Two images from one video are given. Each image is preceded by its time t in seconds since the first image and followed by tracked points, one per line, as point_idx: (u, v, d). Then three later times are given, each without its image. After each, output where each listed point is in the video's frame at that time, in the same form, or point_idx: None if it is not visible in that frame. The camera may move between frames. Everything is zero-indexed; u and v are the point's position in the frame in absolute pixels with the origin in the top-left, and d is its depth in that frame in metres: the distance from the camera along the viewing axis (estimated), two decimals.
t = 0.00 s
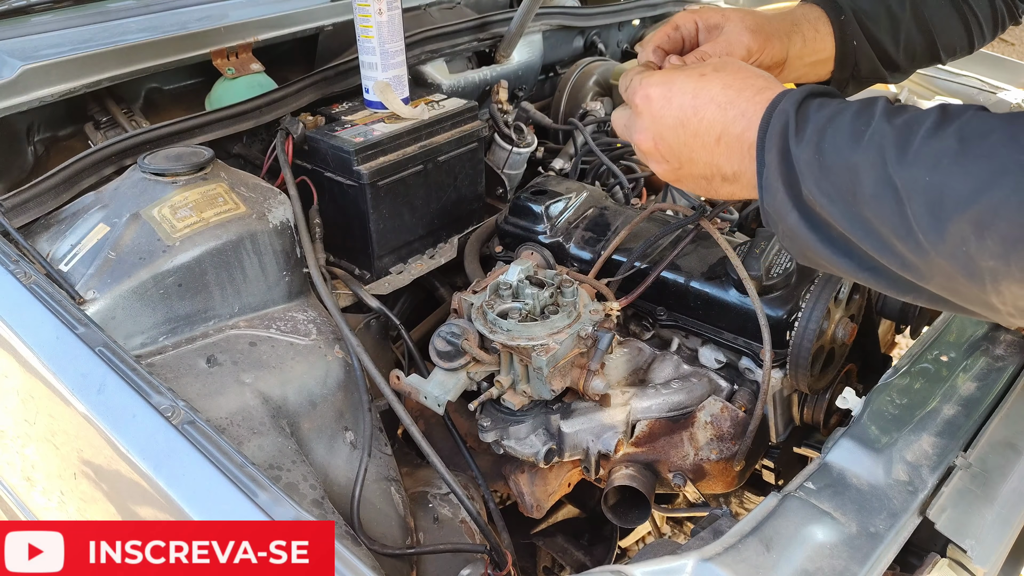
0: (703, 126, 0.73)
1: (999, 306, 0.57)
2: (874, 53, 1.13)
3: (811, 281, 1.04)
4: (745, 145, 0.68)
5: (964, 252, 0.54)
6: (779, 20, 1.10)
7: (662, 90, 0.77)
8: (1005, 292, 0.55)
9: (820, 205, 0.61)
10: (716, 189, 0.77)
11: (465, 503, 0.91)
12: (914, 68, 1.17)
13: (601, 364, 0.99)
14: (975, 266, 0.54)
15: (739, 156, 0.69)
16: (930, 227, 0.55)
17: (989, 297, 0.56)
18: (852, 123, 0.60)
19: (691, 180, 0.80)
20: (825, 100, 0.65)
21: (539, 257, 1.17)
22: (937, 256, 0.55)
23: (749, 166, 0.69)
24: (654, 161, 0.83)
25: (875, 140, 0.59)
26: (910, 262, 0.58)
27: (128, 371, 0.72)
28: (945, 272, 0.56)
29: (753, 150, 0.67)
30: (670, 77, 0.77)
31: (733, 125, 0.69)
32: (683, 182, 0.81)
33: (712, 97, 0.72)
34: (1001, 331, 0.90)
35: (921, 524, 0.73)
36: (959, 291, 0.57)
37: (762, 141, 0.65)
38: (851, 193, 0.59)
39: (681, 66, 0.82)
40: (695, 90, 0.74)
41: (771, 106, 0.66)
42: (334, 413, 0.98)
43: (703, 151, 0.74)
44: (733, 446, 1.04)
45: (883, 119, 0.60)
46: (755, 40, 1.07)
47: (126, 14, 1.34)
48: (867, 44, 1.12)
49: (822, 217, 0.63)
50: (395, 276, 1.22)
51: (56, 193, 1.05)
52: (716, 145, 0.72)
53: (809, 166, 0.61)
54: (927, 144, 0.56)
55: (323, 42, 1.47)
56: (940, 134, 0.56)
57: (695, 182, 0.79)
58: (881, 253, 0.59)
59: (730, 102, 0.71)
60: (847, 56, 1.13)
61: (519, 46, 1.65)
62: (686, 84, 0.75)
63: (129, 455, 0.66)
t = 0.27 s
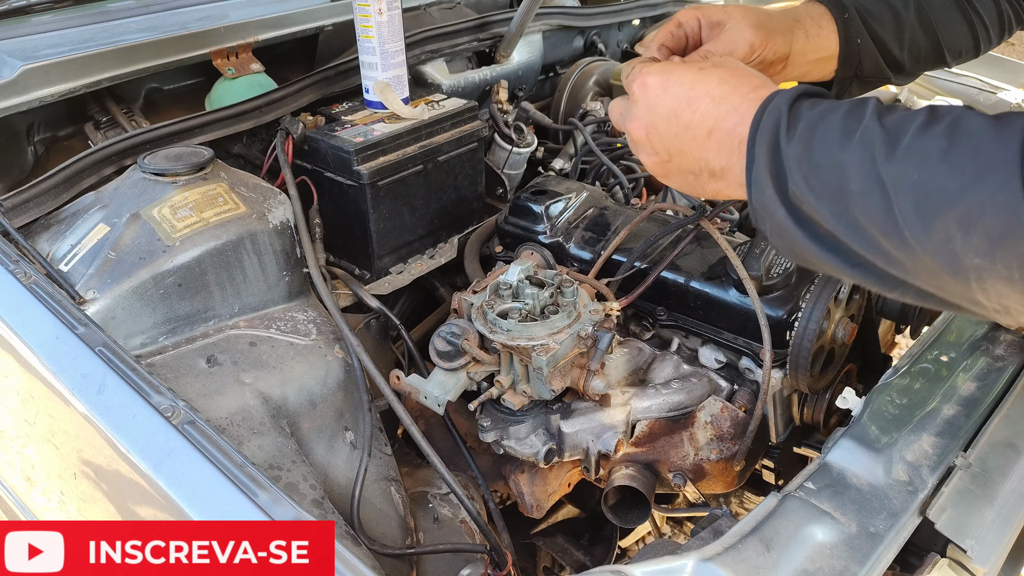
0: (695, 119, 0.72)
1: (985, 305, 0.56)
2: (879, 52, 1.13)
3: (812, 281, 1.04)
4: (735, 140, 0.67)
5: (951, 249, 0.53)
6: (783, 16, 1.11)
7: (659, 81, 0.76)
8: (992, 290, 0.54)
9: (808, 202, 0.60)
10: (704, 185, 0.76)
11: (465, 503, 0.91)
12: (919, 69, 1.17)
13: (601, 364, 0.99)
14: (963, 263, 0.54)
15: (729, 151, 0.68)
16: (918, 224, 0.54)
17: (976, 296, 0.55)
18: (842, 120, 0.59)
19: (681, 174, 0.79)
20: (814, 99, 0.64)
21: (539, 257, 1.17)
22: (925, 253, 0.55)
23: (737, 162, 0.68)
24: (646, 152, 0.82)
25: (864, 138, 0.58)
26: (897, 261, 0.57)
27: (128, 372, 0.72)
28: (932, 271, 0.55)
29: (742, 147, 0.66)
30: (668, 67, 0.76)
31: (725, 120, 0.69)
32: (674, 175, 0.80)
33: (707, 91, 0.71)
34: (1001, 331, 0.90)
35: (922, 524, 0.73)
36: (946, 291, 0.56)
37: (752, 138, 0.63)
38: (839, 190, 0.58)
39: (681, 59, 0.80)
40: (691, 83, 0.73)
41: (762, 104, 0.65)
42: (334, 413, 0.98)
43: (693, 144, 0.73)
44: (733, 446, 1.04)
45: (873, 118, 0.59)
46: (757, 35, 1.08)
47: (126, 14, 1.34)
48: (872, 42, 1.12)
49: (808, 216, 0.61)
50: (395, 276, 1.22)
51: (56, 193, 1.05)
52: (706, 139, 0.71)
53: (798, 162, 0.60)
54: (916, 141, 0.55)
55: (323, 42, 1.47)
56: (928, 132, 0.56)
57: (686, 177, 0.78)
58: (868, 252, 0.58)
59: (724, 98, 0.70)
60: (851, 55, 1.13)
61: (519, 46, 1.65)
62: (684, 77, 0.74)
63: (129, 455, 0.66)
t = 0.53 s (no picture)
0: (692, 108, 0.72)
1: (971, 296, 0.58)
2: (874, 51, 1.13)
3: (812, 282, 1.04)
4: (730, 131, 0.68)
5: (940, 241, 0.55)
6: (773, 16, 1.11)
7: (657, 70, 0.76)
8: (978, 281, 0.56)
9: (801, 194, 0.61)
10: (694, 175, 0.77)
11: (465, 503, 0.91)
12: (916, 73, 1.17)
13: (601, 364, 0.99)
14: (951, 255, 0.55)
15: (724, 141, 0.69)
16: (908, 217, 0.56)
17: (963, 287, 0.57)
18: (835, 112, 0.61)
19: (672, 163, 0.80)
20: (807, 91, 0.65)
21: (539, 257, 1.17)
22: (914, 246, 0.56)
23: (731, 153, 0.69)
24: (639, 139, 0.82)
25: (856, 131, 0.59)
26: (886, 252, 0.58)
27: (128, 372, 0.72)
28: (920, 262, 0.57)
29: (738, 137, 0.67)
30: (666, 56, 0.77)
31: (721, 110, 0.69)
32: (665, 163, 0.81)
33: (705, 81, 0.72)
34: (1001, 331, 0.90)
35: (921, 524, 0.73)
36: (933, 281, 0.58)
37: (747, 129, 0.64)
38: (832, 183, 0.59)
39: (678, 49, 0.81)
40: (688, 72, 0.74)
41: (756, 96, 0.66)
42: (334, 413, 0.98)
43: (687, 133, 0.74)
44: (733, 446, 1.04)
45: (864, 111, 0.60)
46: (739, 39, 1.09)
47: (126, 14, 1.34)
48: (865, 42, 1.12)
49: (801, 206, 0.62)
50: (395, 276, 1.22)
51: (56, 193, 1.05)
52: (701, 129, 0.71)
53: (791, 154, 0.61)
54: (907, 136, 0.57)
55: (323, 42, 1.47)
56: (918, 126, 0.57)
57: (677, 167, 0.79)
58: (859, 243, 0.60)
59: (721, 88, 0.70)
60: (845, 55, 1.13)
61: (519, 46, 1.65)
62: (682, 67, 0.74)
63: (129, 455, 0.66)
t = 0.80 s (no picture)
0: (687, 90, 0.74)
1: (964, 280, 0.59)
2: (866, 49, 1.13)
3: (811, 282, 1.04)
4: (725, 111, 0.69)
5: (936, 225, 0.56)
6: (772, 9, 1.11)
7: (653, 49, 0.77)
8: (972, 265, 0.57)
9: (798, 174, 0.62)
10: (689, 153, 0.79)
11: (465, 503, 0.91)
12: (910, 71, 1.17)
13: (601, 364, 0.99)
14: (946, 239, 0.56)
15: (719, 121, 0.70)
16: (905, 201, 0.56)
17: (956, 272, 0.58)
18: (834, 95, 0.61)
19: (668, 142, 0.82)
20: (806, 72, 0.65)
21: (539, 257, 1.17)
22: (910, 229, 0.57)
23: (725, 132, 0.70)
24: (635, 118, 0.84)
25: (855, 113, 0.60)
26: (881, 235, 0.59)
27: (128, 371, 0.72)
28: (915, 245, 0.58)
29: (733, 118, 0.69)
30: (661, 35, 0.78)
31: (716, 90, 0.70)
32: (660, 142, 0.82)
33: (700, 63, 0.73)
34: (1001, 331, 0.90)
35: (921, 524, 0.73)
36: (927, 264, 0.59)
37: (745, 110, 0.65)
38: (829, 164, 0.60)
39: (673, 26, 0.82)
40: (684, 52, 0.75)
41: (755, 77, 0.66)
42: (334, 413, 0.98)
43: (682, 113, 0.75)
44: (733, 446, 1.04)
45: (864, 93, 0.61)
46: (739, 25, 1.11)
47: (126, 14, 1.34)
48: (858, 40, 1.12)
49: (797, 187, 0.63)
50: (395, 276, 1.22)
51: (56, 193, 1.05)
52: (697, 109, 0.73)
53: (789, 136, 0.61)
54: (906, 119, 0.57)
55: (323, 42, 1.47)
56: (917, 111, 0.58)
57: (672, 145, 0.81)
58: (854, 225, 0.60)
59: (716, 69, 0.71)
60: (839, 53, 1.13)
61: (519, 46, 1.65)
62: (676, 48, 0.76)
63: (129, 455, 0.66)
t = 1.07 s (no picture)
0: (681, 95, 0.76)
1: (950, 275, 0.61)
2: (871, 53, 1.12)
3: (812, 282, 1.04)
4: (718, 115, 0.72)
5: (922, 222, 0.58)
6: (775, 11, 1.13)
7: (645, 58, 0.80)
8: (957, 259, 0.59)
9: (789, 176, 0.64)
10: (688, 155, 0.81)
11: (465, 503, 0.91)
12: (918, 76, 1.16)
13: (601, 364, 0.99)
14: (932, 236, 0.58)
15: (712, 125, 0.73)
16: (892, 199, 0.58)
17: (942, 266, 0.60)
18: (822, 97, 0.63)
19: (667, 144, 0.84)
20: (796, 73, 0.67)
21: (539, 257, 1.17)
22: (897, 227, 0.59)
23: (720, 135, 0.72)
24: (633, 122, 0.86)
25: (844, 114, 0.61)
26: (870, 232, 0.62)
27: (128, 372, 0.72)
28: (901, 242, 0.61)
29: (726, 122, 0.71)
30: (654, 41, 0.80)
31: (709, 95, 0.72)
32: (660, 144, 0.85)
33: (691, 67, 0.75)
34: (1001, 331, 0.90)
35: (921, 524, 0.73)
36: (913, 259, 0.62)
37: (737, 112, 0.67)
38: (819, 165, 0.62)
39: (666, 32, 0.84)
40: (676, 57, 0.77)
41: (746, 79, 0.68)
42: (334, 413, 0.98)
43: (678, 118, 0.77)
44: (733, 446, 1.04)
45: (852, 94, 0.63)
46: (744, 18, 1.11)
47: (126, 14, 1.34)
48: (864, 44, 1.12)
49: (789, 187, 0.66)
50: (395, 276, 1.22)
51: (56, 193, 1.05)
52: (691, 114, 0.75)
53: (780, 138, 0.64)
54: (893, 119, 0.59)
55: (323, 42, 1.47)
56: (904, 109, 0.59)
57: (671, 147, 0.83)
58: (844, 223, 0.63)
59: (707, 73, 0.73)
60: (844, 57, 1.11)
61: (519, 46, 1.64)
62: (668, 53, 0.78)
63: (129, 455, 0.66)
